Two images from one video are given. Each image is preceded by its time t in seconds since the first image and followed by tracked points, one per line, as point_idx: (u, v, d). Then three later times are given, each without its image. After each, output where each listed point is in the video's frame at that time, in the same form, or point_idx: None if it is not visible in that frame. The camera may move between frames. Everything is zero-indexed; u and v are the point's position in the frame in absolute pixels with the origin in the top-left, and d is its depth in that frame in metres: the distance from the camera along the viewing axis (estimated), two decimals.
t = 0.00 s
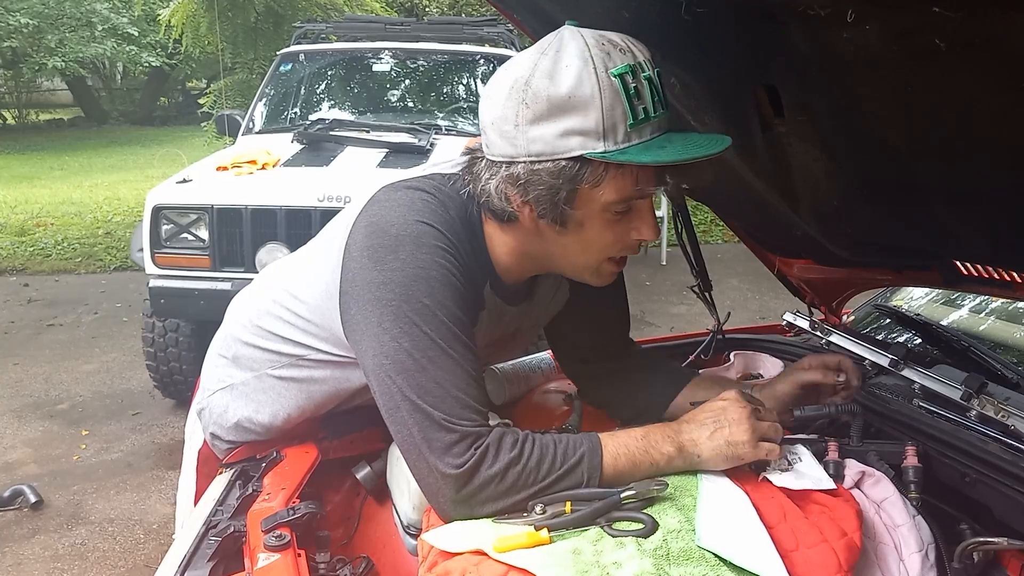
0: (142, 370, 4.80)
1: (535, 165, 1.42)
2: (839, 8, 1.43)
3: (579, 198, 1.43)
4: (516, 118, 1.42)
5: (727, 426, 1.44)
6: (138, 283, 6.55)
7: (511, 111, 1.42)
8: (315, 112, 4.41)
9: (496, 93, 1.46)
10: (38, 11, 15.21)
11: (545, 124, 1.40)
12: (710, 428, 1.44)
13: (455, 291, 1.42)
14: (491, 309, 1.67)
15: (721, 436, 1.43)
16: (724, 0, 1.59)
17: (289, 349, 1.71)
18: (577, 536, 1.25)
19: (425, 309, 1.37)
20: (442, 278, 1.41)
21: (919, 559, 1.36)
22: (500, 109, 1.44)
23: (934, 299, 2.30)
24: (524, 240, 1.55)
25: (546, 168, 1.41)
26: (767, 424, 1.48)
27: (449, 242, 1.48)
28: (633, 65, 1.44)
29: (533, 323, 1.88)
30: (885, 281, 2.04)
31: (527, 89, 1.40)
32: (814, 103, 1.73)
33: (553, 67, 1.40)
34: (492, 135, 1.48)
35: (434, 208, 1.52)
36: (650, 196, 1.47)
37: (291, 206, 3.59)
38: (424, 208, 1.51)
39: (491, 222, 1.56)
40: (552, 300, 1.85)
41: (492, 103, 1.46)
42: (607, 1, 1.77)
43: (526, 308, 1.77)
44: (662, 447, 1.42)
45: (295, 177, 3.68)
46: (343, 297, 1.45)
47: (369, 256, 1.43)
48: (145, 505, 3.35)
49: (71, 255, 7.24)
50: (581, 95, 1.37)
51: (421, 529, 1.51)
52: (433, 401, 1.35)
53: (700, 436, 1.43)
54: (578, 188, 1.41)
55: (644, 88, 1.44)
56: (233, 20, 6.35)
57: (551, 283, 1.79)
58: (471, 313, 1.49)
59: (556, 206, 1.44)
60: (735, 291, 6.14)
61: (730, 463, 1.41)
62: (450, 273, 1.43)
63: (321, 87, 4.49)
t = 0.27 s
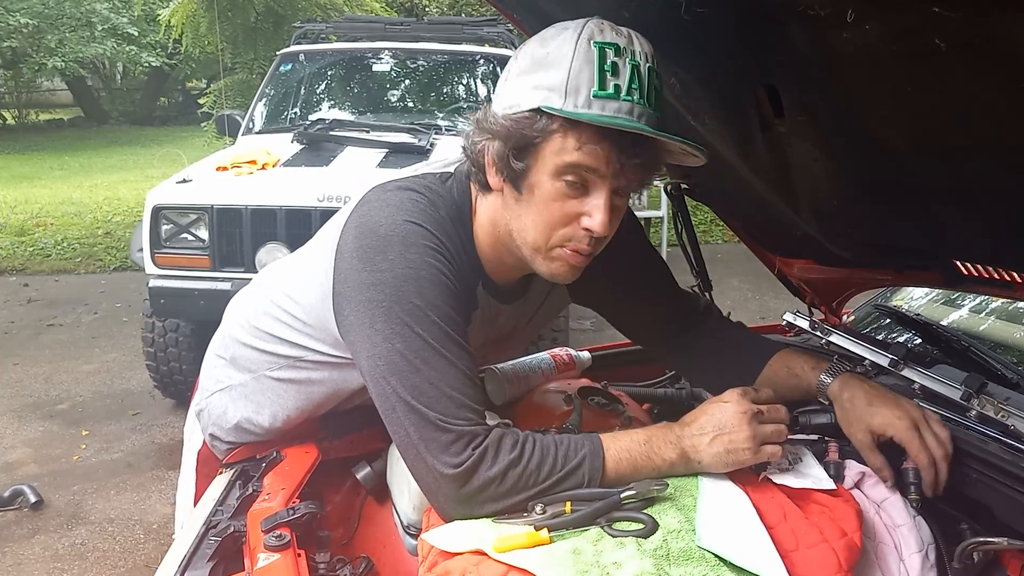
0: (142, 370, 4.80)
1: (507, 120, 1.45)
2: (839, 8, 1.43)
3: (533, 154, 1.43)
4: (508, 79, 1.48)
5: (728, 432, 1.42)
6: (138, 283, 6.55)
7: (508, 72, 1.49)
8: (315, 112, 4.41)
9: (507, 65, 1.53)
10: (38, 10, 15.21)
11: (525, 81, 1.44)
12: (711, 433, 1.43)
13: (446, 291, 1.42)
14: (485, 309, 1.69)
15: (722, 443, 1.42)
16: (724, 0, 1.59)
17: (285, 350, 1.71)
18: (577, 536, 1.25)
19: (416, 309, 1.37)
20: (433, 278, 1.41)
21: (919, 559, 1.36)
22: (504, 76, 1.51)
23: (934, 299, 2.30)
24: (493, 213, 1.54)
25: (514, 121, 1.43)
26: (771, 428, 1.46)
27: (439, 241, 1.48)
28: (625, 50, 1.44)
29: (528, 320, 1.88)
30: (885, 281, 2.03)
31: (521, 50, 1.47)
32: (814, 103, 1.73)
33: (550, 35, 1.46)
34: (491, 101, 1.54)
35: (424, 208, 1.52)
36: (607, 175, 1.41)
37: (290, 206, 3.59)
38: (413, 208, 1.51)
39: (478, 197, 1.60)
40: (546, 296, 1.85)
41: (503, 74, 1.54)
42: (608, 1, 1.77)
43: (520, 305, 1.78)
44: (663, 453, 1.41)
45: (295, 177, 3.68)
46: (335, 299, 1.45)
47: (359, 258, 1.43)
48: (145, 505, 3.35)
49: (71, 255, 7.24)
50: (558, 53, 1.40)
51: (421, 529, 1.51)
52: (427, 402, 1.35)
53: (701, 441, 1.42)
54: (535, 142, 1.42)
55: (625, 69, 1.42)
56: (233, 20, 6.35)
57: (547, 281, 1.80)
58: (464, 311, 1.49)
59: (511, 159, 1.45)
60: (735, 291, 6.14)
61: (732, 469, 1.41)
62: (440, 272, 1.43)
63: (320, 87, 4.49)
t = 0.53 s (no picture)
0: (142, 370, 4.81)
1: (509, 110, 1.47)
2: (839, 8, 1.44)
3: (529, 146, 1.45)
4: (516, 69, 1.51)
5: (729, 447, 1.40)
6: (138, 283, 6.55)
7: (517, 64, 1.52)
8: (315, 112, 4.41)
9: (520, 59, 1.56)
10: (37, 10, 15.22)
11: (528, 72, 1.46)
12: (712, 445, 1.41)
13: (446, 290, 1.42)
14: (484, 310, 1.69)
15: (723, 458, 1.40)
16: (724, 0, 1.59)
17: (286, 349, 1.71)
18: (577, 536, 1.25)
19: (415, 308, 1.37)
20: (433, 277, 1.41)
21: (919, 559, 1.36)
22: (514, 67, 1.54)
23: (934, 299, 2.30)
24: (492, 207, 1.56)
25: (516, 111, 1.45)
26: (776, 445, 1.42)
27: (439, 241, 1.49)
28: (631, 47, 1.43)
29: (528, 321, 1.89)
30: (885, 282, 2.02)
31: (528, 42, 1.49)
32: (814, 103, 1.73)
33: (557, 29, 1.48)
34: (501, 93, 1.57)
35: (424, 207, 1.52)
36: (601, 170, 1.41)
37: (290, 206, 3.59)
38: (414, 207, 1.51)
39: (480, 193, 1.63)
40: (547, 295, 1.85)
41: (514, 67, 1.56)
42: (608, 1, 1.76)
43: (520, 305, 1.78)
44: (665, 457, 1.41)
45: (295, 177, 3.68)
46: (334, 297, 1.45)
47: (359, 256, 1.43)
48: (145, 505, 3.35)
49: (70, 255, 7.24)
50: (560, 44, 1.42)
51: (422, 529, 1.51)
52: (427, 401, 1.35)
53: (703, 450, 1.41)
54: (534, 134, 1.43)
55: (626, 64, 1.41)
56: (233, 20, 6.35)
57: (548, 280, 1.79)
58: (463, 311, 1.49)
59: (509, 150, 1.48)
60: (735, 291, 6.14)
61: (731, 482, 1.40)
62: (440, 271, 1.43)
63: (321, 87, 4.49)
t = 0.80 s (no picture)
0: (142, 370, 4.80)
1: (517, 122, 1.43)
2: (839, 8, 1.44)
3: (548, 161, 1.41)
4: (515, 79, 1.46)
5: (729, 447, 1.39)
6: (138, 283, 6.55)
7: (514, 71, 1.47)
8: (315, 112, 4.41)
9: (509, 63, 1.52)
10: (37, 11, 15.23)
11: (535, 83, 1.43)
12: (712, 444, 1.41)
13: (447, 290, 1.42)
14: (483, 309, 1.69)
15: (722, 458, 1.39)
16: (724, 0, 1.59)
17: (286, 349, 1.71)
18: (577, 536, 1.25)
19: (417, 308, 1.37)
20: (434, 277, 1.41)
21: (918, 559, 1.36)
22: (507, 74, 1.50)
23: (934, 299, 2.30)
24: (501, 215, 1.53)
25: (525, 124, 1.42)
26: (775, 447, 1.41)
27: (441, 240, 1.48)
28: (635, 52, 1.46)
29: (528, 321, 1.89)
30: (885, 281, 2.03)
31: (529, 49, 1.45)
32: (814, 103, 1.73)
33: (559, 36, 1.45)
34: (495, 101, 1.52)
35: (426, 207, 1.52)
36: (625, 183, 1.42)
37: (291, 206, 3.59)
38: (415, 207, 1.51)
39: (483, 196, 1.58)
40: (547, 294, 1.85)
41: (504, 72, 1.52)
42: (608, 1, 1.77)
43: (520, 306, 1.79)
44: (664, 458, 1.41)
45: (295, 177, 3.68)
46: (336, 297, 1.45)
47: (361, 256, 1.43)
48: (145, 505, 3.35)
49: (70, 255, 7.24)
50: (572, 57, 1.40)
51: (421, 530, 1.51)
52: (428, 401, 1.35)
53: (703, 449, 1.41)
54: (549, 150, 1.40)
55: (637, 72, 1.44)
56: (233, 20, 6.35)
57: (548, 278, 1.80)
58: (464, 310, 1.49)
59: (528, 168, 1.43)
60: (735, 291, 6.14)
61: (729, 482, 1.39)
62: (441, 271, 1.43)
63: (320, 87, 4.49)
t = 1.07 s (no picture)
0: (142, 370, 4.80)
1: (526, 176, 1.43)
2: (839, 8, 1.44)
3: (572, 210, 1.44)
4: (508, 127, 1.42)
5: (729, 427, 1.43)
6: (138, 283, 6.55)
7: (503, 119, 1.42)
8: (314, 112, 4.41)
9: (488, 100, 1.45)
10: (37, 10, 15.24)
11: (536, 133, 1.40)
12: (710, 430, 1.43)
13: (445, 291, 1.42)
14: (482, 312, 1.69)
15: (723, 439, 1.42)
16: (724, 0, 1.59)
17: (284, 351, 1.70)
18: (577, 537, 1.25)
19: (415, 309, 1.37)
20: (432, 278, 1.41)
21: (918, 559, 1.36)
22: (492, 118, 1.44)
23: (934, 299, 2.30)
24: (517, 248, 1.55)
25: (537, 179, 1.41)
26: (767, 422, 1.47)
27: (438, 242, 1.48)
28: (626, 73, 1.44)
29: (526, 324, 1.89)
30: (886, 281, 2.02)
31: (518, 97, 1.40)
32: (813, 103, 1.73)
33: (544, 75, 1.40)
34: (483, 143, 1.47)
35: (423, 208, 1.52)
36: (643, 206, 1.48)
37: (290, 206, 3.59)
38: (413, 208, 1.51)
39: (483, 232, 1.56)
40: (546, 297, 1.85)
41: (484, 110, 1.46)
42: (609, 1, 1.76)
43: (519, 309, 1.78)
44: (663, 451, 1.41)
45: (295, 178, 3.68)
46: (334, 299, 1.45)
47: (358, 258, 1.43)
48: (145, 505, 3.35)
49: (70, 255, 7.24)
50: (572, 104, 1.37)
51: (421, 530, 1.51)
52: (427, 403, 1.34)
53: (701, 438, 1.42)
54: (569, 201, 1.42)
55: (637, 96, 1.44)
56: (233, 20, 6.35)
57: (546, 282, 1.80)
58: (463, 311, 1.49)
59: (551, 220, 1.45)
60: (735, 291, 6.14)
61: (732, 464, 1.41)
62: (439, 272, 1.43)
63: (320, 87, 4.49)
